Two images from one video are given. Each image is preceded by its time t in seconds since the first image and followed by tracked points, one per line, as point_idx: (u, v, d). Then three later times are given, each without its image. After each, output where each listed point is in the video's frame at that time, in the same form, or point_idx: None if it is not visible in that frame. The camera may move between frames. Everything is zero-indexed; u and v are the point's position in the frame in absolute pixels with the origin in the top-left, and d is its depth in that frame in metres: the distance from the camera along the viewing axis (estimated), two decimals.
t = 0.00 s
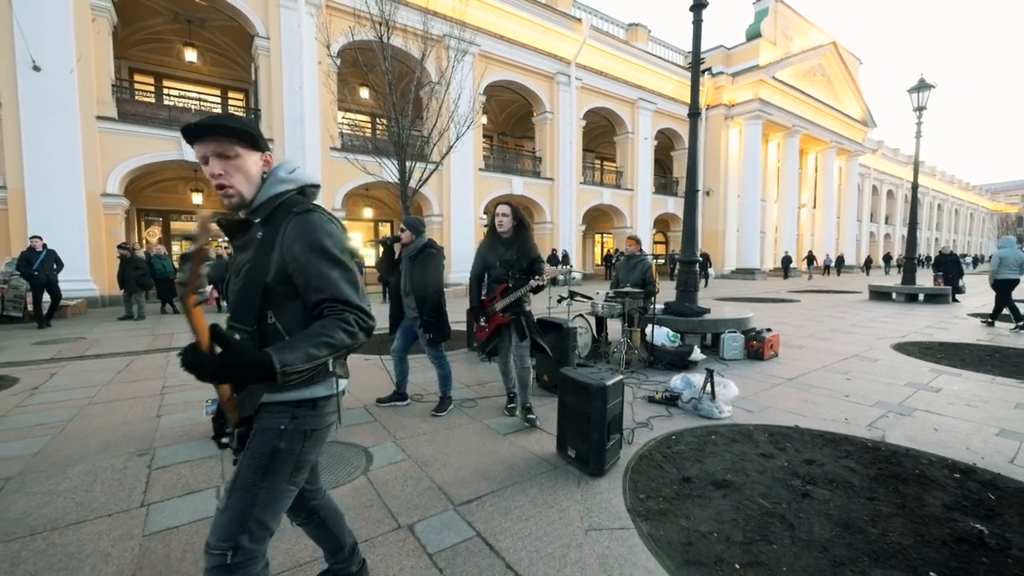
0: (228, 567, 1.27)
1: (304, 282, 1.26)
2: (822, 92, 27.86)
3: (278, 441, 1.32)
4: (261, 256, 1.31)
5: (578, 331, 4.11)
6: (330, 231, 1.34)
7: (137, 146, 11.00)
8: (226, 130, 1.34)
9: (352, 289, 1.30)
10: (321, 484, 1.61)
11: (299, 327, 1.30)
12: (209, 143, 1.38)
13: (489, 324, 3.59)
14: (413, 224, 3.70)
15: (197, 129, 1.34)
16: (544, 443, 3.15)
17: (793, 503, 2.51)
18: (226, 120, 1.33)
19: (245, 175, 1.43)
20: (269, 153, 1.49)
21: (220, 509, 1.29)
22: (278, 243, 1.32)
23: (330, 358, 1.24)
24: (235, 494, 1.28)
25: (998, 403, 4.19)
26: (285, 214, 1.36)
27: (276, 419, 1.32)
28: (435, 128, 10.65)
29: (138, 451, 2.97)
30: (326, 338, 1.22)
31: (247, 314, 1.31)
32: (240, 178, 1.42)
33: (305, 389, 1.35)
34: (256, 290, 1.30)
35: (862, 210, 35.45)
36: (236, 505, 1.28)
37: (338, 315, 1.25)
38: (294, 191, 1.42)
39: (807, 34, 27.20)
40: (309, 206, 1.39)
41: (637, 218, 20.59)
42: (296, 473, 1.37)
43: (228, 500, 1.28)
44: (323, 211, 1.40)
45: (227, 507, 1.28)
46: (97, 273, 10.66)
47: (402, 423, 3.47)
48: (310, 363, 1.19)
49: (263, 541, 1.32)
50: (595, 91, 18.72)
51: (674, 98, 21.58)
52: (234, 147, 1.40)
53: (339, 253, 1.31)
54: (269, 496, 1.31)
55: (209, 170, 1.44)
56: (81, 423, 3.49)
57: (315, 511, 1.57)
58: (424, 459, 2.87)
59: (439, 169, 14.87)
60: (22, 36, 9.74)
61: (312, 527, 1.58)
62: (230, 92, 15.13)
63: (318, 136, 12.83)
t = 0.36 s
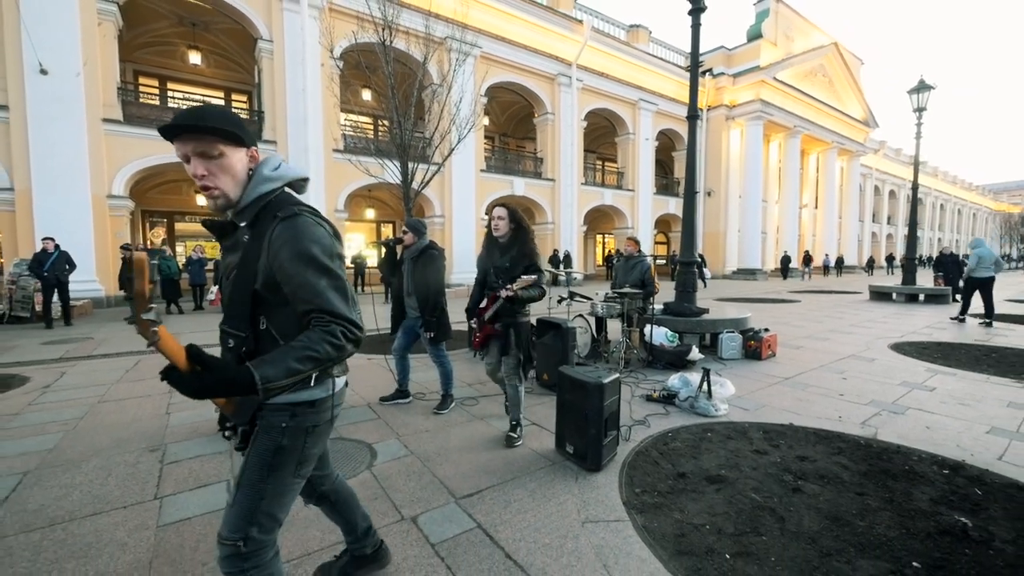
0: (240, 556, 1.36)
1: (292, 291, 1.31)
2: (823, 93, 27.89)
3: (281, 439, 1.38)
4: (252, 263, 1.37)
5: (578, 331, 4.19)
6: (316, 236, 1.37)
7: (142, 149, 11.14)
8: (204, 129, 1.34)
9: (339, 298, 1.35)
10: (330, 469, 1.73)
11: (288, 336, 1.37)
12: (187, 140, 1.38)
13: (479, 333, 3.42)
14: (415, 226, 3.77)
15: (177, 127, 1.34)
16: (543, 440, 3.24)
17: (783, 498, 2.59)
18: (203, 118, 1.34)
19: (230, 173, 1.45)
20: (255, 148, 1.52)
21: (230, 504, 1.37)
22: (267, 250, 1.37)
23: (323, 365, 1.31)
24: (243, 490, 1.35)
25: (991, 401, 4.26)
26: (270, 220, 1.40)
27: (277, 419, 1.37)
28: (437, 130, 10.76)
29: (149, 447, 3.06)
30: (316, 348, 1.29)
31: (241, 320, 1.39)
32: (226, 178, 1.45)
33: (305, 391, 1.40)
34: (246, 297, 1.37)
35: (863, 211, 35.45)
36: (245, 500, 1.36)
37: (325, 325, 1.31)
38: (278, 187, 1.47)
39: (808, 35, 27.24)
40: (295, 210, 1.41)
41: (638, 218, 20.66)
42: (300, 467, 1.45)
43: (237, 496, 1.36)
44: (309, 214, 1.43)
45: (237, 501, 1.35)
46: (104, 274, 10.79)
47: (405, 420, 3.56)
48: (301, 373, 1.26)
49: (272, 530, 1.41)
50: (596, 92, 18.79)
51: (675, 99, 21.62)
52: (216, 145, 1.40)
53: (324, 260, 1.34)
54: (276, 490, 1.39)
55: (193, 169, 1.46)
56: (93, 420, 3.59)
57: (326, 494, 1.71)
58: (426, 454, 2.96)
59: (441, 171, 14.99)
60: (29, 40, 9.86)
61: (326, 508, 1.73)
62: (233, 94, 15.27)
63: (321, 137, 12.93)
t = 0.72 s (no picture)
0: (292, 514, 1.57)
1: (351, 287, 1.56)
2: (836, 88, 27.51)
3: (329, 412, 1.63)
4: (314, 265, 1.57)
5: (581, 329, 4.24)
6: (370, 242, 1.62)
7: (157, 151, 11.37)
8: (289, 155, 1.57)
9: (388, 293, 1.62)
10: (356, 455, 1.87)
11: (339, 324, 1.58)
12: (272, 162, 1.59)
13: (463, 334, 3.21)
14: (421, 226, 3.86)
15: (268, 152, 1.56)
16: (546, 436, 3.30)
17: (781, 494, 2.62)
18: (288, 145, 1.56)
19: (304, 191, 1.65)
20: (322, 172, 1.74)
21: (283, 468, 1.59)
22: (327, 254, 1.58)
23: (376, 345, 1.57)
24: (296, 455, 1.58)
25: (998, 401, 4.23)
26: (331, 229, 1.62)
27: (327, 395, 1.62)
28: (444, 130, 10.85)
29: (166, 440, 3.18)
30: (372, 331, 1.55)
31: (300, 310, 1.58)
32: (301, 195, 1.64)
33: (349, 373, 1.65)
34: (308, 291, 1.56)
35: (877, 208, 34.90)
36: (297, 464, 1.58)
37: (377, 314, 1.58)
38: (341, 204, 1.69)
39: (820, 30, 26.89)
40: (353, 221, 1.65)
41: (647, 216, 20.58)
42: (342, 439, 1.69)
43: (290, 461, 1.58)
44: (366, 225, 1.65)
45: (290, 465, 1.57)
46: (121, 273, 11.05)
47: (411, 416, 3.66)
48: (357, 353, 1.50)
49: (318, 492, 1.62)
50: (604, 90, 18.75)
51: (684, 96, 21.49)
52: (296, 168, 1.63)
53: (377, 262, 1.61)
54: (323, 457, 1.62)
55: (270, 184, 1.65)
56: (111, 414, 3.73)
57: (352, 480, 1.85)
58: (431, 449, 3.04)
59: (449, 171, 15.09)
60: (48, 46, 10.12)
61: (349, 495, 1.86)
62: (245, 96, 15.51)
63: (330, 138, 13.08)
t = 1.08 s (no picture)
0: (318, 482, 1.70)
1: (384, 274, 1.76)
2: (853, 84, 26.97)
3: (356, 392, 1.78)
4: (352, 254, 1.79)
5: (587, 329, 4.24)
6: (402, 238, 1.83)
7: (173, 152, 11.60)
8: (335, 159, 1.80)
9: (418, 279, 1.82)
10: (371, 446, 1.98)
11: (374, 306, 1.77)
12: (321, 165, 1.83)
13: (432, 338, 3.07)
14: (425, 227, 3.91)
15: (320, 157, 1.80)
16: (548, 435, 3.32)
17: (784, 496, 2.61)
18: (334, 151, 1.79)
19: (346, 192, 1.90)
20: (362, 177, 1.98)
21: (310, 441, 1.73)
22: (364, 246, 1.79)
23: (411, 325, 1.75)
24: (322, 429, 1.72)
25: (1015, 405, 4.13)
26: (368, 224, 1.83)
27: (354, 376, 1.79)
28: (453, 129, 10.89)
29: (179, 436, 3.27)
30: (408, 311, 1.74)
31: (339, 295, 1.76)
32: (344, 196, 1.88)
33: (375, 355, 1.83)
34: (346, 281, 1.75)
35: (896, 205, 34.15)
36: (324, 437, 1.73)
37: (409, 296, 1.77)
38: (378, 203, 1.91)
39: (836, 24, 26.37)
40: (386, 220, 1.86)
41: (658, 215, 20.42)
42: (364, 420, 1.84)
43: (317, 433, 1.73)
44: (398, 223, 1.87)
45: (318, 437, 1.72)
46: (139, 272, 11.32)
47: (416, 414, 3.72)
48: (396, 327, 1.68)
49: (341, 465, 1.76)
50: (614, 88, 18.62)
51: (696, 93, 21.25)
52: (342, 172, 1.86)
53: (408, 253, 1.82)
54: (346, 433, 1.76)
55: (317, 185, 1.87)
56: (127, 410, 3.84)
57: (363, 466, 1.94)
58: (435, 447, 3.08)
59: (459, 170, 15.17)
60: (69, 50, 10.39)
61: (359, 482, 1.95)
62: (259, 98, 15.75)
63: (342, 138, 13.23)
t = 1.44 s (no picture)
0: (327, 479, 1.74)
1: (396, 276, 1.82)
2: (872, 80, 26.37)
3: (365, 392, 1.81)
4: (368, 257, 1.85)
5: (594, 332, 4.23)
6: (413, 244, 1.88)
7: (191, 156, 11.85)
8: (359, 170, 1.84)
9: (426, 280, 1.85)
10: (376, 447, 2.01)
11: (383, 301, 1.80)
12: (341, 173, 1.86)
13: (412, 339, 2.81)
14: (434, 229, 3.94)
15: (342, 166, 1.83)
16: (553, 439, 3.32)
17: (789, 503, 2.58)
18: (359, 163, 1.84)
19: (365, 201, 1.93)
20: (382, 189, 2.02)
21: (323, 438, 1.78)
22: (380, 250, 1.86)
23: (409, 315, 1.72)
24: (334, 428, 1.77)
25: None
26: (386, 230, 1.89)
27: (364, 375, 1.82)
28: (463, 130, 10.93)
29: (191, 435, 3.35)
30: (409, 302, 1.73)
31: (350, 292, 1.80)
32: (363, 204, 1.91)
33: (384, 356, 1.86)
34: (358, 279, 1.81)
35: (918, 204, 33.33)
36: (335, 435, 1.77)
37: (417, 294, 1.80)
38: (394, 212, 1.93)
39: (856, 19, 25.80)
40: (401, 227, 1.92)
41: (671, 215, 20.22)
42: (374, 419, 1.87)
43: (330, 432, 1.77)
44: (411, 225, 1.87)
45: (329, 435, 1.77)
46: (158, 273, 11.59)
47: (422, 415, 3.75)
48: (398, 310, 1.68)
49: (352, 463, 1.80)
50: (627, 87, 18.50)
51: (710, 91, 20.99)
52: (363, 182, 1.89)
53: (418, 256, 1.86)
54: (357, 431, 1.80)
55: (338, 193, 1.90)
56: (143, 409, 3.94)
57: (366, 467, 1.96)
58: (440, 450, 3.10)
59: (470, 172, 15.23)
60: (93, 57, 10.70)
61: (360, 484, 1.96)
62: (274, 102, 16.03)
63: (355, 141, 13.38)
